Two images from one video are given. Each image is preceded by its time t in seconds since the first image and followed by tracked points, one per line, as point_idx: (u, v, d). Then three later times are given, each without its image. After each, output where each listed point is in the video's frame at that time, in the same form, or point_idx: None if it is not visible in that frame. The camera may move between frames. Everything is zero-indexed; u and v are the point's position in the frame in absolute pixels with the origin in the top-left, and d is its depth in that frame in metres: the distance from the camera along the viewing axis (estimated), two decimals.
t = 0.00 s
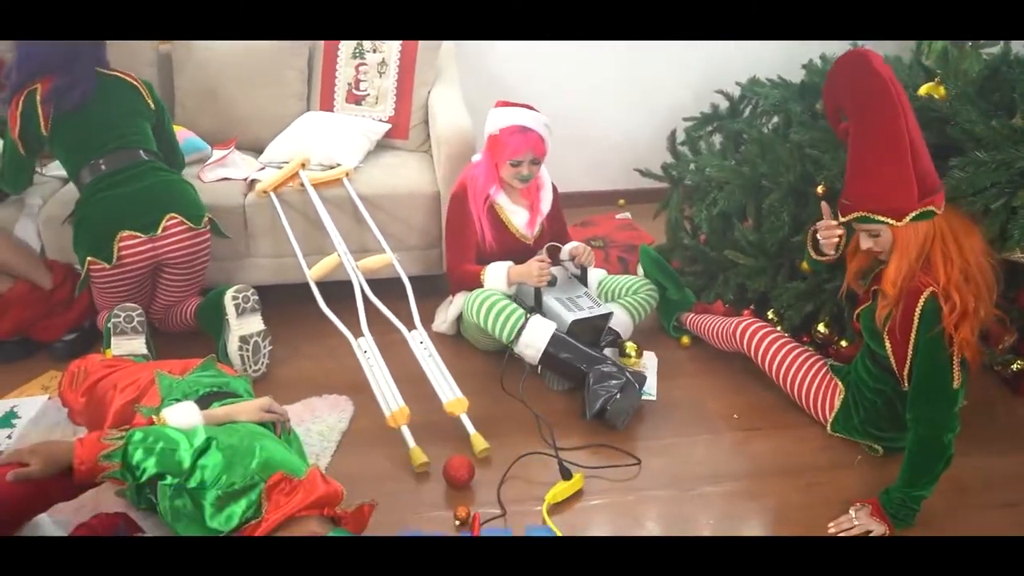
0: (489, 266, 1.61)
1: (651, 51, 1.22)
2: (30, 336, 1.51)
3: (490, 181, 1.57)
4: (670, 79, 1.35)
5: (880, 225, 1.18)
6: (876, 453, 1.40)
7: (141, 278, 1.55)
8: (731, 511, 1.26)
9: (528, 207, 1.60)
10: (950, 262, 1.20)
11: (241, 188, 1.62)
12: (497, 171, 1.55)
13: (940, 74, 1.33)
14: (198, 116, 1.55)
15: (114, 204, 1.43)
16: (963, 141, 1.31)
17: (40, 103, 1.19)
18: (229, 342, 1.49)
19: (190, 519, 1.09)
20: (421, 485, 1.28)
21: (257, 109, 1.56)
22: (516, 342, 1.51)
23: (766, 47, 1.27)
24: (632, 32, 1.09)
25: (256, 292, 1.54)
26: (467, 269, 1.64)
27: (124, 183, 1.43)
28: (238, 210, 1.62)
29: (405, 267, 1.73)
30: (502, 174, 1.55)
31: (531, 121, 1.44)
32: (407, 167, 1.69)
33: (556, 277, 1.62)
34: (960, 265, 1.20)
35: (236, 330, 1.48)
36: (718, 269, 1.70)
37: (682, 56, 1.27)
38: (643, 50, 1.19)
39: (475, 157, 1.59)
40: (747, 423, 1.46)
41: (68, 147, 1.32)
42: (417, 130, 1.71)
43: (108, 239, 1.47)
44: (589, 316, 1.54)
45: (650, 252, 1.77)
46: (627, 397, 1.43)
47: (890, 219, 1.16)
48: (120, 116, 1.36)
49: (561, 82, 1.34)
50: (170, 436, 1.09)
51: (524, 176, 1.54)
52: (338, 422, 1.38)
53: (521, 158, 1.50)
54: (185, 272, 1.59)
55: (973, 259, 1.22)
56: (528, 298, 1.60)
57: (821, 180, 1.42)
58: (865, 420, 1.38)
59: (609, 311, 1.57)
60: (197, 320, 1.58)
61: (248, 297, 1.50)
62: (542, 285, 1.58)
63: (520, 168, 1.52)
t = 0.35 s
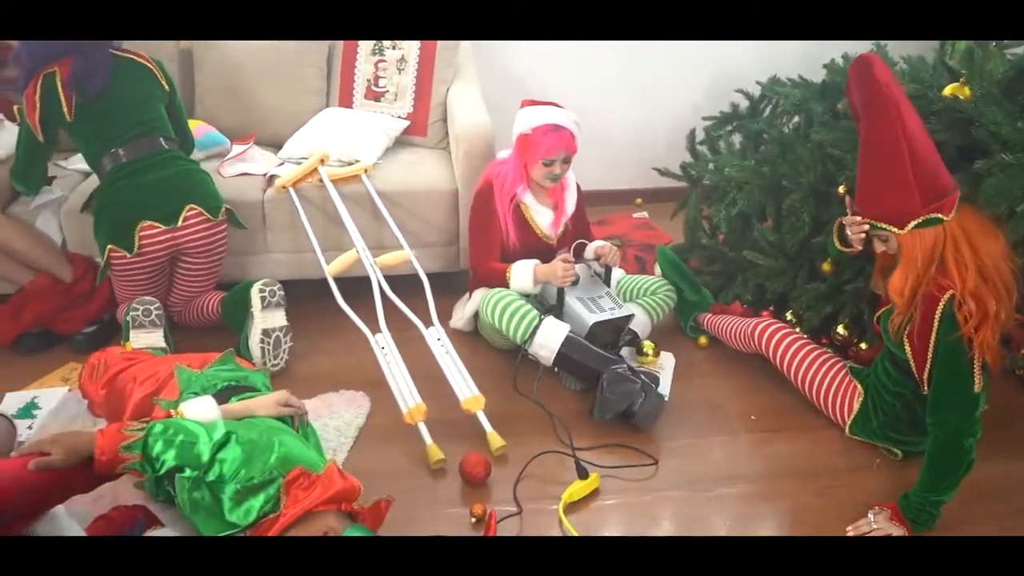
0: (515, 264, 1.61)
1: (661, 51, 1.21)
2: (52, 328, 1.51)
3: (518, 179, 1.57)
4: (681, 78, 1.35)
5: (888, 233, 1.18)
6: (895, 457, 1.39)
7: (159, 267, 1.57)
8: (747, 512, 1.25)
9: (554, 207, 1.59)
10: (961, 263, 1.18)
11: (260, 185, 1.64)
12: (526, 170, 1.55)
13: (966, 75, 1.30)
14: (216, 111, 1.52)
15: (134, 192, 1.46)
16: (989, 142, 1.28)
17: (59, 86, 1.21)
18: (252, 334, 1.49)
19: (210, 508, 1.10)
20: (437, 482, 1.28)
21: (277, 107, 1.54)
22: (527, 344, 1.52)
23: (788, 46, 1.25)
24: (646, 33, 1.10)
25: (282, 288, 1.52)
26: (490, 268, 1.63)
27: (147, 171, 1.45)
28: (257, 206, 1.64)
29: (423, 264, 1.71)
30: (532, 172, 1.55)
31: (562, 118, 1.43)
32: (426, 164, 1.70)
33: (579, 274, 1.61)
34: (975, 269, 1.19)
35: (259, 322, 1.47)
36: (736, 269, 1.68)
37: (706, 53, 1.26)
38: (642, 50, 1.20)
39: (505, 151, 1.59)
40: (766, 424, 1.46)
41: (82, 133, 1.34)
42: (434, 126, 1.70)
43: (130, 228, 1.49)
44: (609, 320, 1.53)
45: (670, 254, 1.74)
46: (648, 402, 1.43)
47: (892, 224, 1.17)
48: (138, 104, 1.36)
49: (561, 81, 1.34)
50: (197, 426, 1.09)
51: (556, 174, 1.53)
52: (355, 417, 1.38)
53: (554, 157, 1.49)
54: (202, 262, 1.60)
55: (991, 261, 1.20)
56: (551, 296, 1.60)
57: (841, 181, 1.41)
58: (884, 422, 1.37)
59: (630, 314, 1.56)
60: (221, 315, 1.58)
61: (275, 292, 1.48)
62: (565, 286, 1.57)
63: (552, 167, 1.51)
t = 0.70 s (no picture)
0: (542, 262, 1.58)
1: (665, 51, 1.21)
2: (76, 319, 1.55)
3: (550, 180, 1.54)
4: (703, 77, 1.34)
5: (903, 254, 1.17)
6: (918, 461, 1.37)
7: (183, 260, 1.57)
8: (766, 514, 1.25)
9: (581, 207, 1.57)
10: (980, 275, 1.14)
11: (282, 180, 1.63)
12: (557, 171, 1.52)
13: (997, 75, 1.27)
14: (240, 107, 1.59)
15: (160, 185, 1.46)
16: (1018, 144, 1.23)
17: (97, 76, 1.24)
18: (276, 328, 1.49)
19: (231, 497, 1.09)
20: (456, 479, 1.29)
21: (300, 104, 1.58)
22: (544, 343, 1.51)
23: (812, 46, 1.24)
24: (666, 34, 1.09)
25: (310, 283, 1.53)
26: (517, 265, 1.61)
27: (170, 166, 1.46)
28: (279, 202, 1.63)
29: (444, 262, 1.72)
30: (563, 172, 1.51)
31: (596, 116, 1.41)
32: (448, 161, 1.70)
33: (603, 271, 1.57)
34: (998, 279, 1.14)
35: (284, 316, 1.48)
36: (756, 269, 1.67)
37: (728, 53, 1.25)
38: (642, 50, 1.19)
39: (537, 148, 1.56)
40: (787, 427, 1.45)
41: (108, 120, 1.37)
42: (456, 124, 1.72)
43: (155, 220, 1.49)
44: (635, 323, 1.50)
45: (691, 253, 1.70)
46: (687, 406, 1.42)
47: (902, 246, 1.15)
48: (170, 97, 1.40)
49: (583, 81, 1.34)
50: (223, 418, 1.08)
51: (587, 174, 1.51)
52: (375, 413, 1.39)
53: (588, 156, 1.46)
54: (225, 256, 1.60)
55: (1017, 265, 1.14)
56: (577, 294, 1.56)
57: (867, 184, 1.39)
58: (908, 427, 1.35)
59: (655, 317, 1.53)
60: (248, 309, 1.59)
61: (303, 287, 1.49)
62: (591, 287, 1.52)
63: (585, 167, 1.48)
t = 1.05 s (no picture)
0: (586, 267, 1.56)
1: (676, 51, 1.20)
2: (98, 316, 1.57)
3: (580, 181, 1.53)
4: (723, 77, 1.34)
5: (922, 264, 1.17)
6: (941, 466, 1.35)
7: (203, 257, 1.58)
8: (784, 515, 1.24)
9: (608, 207, 1.57)
10: (1004, 283, 1.11)
11: (303, 179, 1.64)
12: (588, 172, 1.51)
13: None
14: (263, 106, 1.58)
15: (181, 182, 1.48)
16: None
17: (130, 71, 1.26)
18: (296, 325, 1.50)
19: (252, 492, 1.09)
20: (474, 478, 1.29)
21: (321, 104, 1.59)
22: (563, 341, 1.52)
23: (834, 45, 1.23)
24: (684, 33, 1.09)
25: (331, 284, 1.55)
26: (558, 265, 1.61)
27: (193, 164, 1.48)
28: (300, 200, 1.65)
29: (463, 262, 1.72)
30: (595, 172, 1.51)
31: (626, 113, 1.40)
32: (468, 161, 1.70)
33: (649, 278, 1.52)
34: None
35: (304, 314, 1.49)
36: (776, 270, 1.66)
37: (748, 53, 1.24)
38: (657, 49, 1.19)
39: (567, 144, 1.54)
40: (808, 430, 1.45)
41: (137, 115, 1.39)
42: (476, 123, 1.72)
43: (177, 219, 1.51)
44: (694, 326, 1.47)
45: (712, 251, 1.66)
46: (700, 405, 1.42)
47: (926, 261, 1.15)
48: (197, 97, 1.41)
49: (602, 83, 1.34)
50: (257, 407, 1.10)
51: (619, 173, 1.51)
52: (394, 412, 1.39)
53: (621, 155, 1.46)
54: (245, 256, 1.62)
55: None
56: (625, 310, 1.52)
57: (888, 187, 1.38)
58: (930, 430, 1.33)
59: (712, 316, 1.50)
60: (270, 308, 1.60)
61: (324, 286, 1.51)
62: (641, 296, 1.49)
63: (618, 165, 1.48)
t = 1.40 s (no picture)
0: (631, 295, 1.48)
1: (695, 53, 1.20)
2: (120, 314, 1.58)
3: (614, 190, 1.52)
4: (745, 79, 1.33)
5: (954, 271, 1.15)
6: (965, 473, 1.34)
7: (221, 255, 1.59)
8: (806, 516, 1.23)
9: (641, 219, 1.57)
10: None
11: (324, 179, 1.66)
12: (620, 180, 1.51)
13: None
14: (282, 106, 1.54)
15: (204, 181, 1.49)
16: None
17: (166, 63, 1.25)
18: (316, 324, 1.50)
19: (269, 488, 1.09)
20: (494, 480, 1.29)
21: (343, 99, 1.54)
22: (571, 351, 1.53)
23: (858, 48, 1.22)
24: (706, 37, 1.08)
25: (350, 282, 1.55)
26: (603, 276, 1.57)
27: (214, 163, 1.48)
28: (320, 201, 1.67)
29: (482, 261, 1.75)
30: (626, 180, 1.50)
31: (654, 117, 1.41)
32: (488, 163, 1.71)
33: (671, 303, 1.61)
34: None
35: (325, 313, 1.49)
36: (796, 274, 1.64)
37: (771, 56, 1.24)
38: (679, 50, 1.18)
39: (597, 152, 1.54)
40: (829, 435, 1.44)
41: (167, 110, 1.39)
42: (496, 125, 1.69)
43: (194, 218, 1.52)
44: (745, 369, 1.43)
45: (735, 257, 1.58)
46: (714, 415, 1.40)
47: (955, 266, 1.13)
48: (225, 100, 1.41)
49: (623, 85, 1.34)
50: (296, 398, 1.13)
51: (650, 180, 1.50)
52: (412, 413, 1.39)
53: (649, 157, 1.46)
54: (264, 256, 1.63)
55: None
56: (668, 353, 1.46)
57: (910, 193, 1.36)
58: (954, 437, 1.31)
59: (758, 356, 1.46)
60: (292, 305, 1.60)
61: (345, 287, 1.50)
62: (686, 338, 1.43)
63: (646, 168, 1.47)
